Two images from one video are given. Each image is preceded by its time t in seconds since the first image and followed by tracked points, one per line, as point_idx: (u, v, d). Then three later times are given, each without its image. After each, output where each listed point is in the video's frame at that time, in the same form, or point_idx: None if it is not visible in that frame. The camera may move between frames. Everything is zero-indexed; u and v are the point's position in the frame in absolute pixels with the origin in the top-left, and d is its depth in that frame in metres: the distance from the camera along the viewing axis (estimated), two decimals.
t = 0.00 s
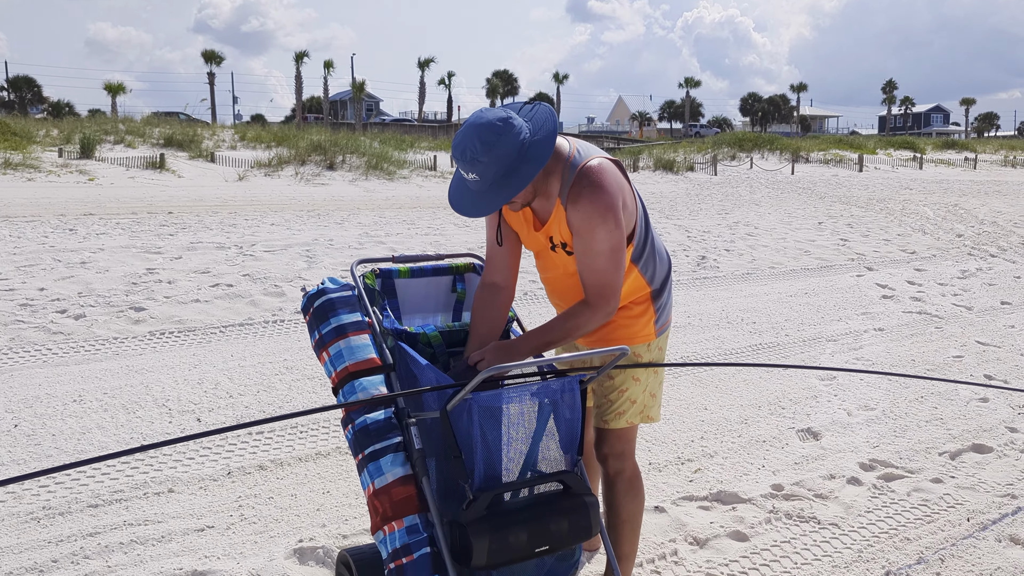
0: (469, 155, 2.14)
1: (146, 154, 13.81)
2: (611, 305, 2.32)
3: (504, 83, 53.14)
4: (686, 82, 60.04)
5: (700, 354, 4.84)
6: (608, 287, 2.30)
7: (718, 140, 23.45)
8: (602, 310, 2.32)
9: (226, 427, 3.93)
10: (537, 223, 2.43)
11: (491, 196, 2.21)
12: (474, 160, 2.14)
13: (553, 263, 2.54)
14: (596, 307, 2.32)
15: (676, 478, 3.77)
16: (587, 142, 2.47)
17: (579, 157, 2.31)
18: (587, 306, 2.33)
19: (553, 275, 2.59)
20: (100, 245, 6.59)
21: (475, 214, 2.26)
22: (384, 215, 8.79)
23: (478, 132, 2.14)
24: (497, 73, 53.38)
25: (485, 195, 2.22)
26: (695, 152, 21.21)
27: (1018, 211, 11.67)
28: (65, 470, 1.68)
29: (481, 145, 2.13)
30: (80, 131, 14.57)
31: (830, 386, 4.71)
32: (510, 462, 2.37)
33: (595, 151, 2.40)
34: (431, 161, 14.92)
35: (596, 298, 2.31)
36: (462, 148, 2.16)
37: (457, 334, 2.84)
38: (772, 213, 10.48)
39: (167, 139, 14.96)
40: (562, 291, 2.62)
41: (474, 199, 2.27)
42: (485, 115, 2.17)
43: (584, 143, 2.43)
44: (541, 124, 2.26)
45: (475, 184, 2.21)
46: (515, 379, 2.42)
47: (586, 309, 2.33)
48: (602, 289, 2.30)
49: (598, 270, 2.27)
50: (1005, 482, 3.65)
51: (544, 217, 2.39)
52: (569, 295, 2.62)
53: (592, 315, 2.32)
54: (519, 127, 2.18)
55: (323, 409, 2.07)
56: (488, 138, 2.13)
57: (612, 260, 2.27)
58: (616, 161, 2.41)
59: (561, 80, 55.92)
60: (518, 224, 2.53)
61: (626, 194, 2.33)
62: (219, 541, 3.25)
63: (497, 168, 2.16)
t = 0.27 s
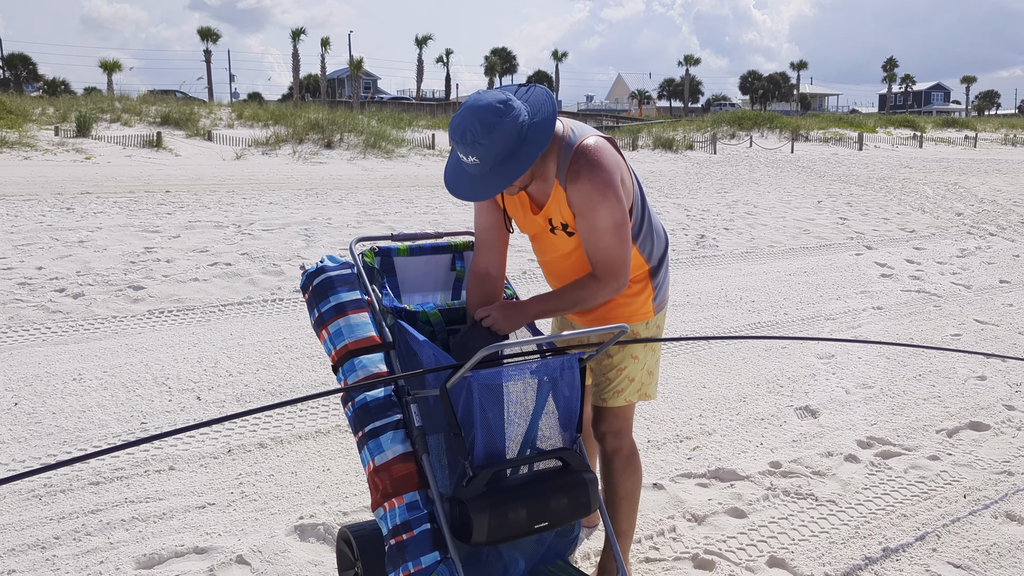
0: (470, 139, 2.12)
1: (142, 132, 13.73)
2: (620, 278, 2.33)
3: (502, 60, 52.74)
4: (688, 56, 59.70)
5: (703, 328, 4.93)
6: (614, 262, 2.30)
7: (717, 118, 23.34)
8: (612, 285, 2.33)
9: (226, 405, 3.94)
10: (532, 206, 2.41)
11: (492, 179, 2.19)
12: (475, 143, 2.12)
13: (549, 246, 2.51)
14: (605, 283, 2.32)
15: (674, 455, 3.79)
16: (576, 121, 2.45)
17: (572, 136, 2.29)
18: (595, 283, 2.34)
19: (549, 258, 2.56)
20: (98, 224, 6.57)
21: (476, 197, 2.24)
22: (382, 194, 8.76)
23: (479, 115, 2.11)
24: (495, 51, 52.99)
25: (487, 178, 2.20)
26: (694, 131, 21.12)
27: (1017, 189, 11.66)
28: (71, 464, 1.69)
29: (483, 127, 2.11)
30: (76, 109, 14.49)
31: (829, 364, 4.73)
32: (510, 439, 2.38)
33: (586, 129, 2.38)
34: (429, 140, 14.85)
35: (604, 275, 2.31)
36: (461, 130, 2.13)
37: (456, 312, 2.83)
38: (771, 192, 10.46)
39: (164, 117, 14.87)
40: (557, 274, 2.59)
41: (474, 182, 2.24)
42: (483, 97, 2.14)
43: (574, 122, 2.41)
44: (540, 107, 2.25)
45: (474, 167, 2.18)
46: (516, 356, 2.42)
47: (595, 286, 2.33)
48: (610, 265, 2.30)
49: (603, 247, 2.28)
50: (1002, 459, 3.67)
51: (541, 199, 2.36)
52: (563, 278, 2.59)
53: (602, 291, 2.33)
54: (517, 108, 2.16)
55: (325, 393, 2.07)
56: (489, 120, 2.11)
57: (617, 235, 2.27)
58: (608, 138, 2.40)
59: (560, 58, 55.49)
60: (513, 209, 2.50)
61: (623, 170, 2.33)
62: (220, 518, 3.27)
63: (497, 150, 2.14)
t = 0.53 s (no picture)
0: (473, 124, 2.11)
1: (139, 112, 13.65)
2: (627, 257, 2.33)
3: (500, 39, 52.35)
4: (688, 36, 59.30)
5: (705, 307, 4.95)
6: (620, 243, 2.30)
7: (717, 98, 23.21)
8: (618, 263, 2.33)
9: (226, 383, 3.95)
10: (533, 188, 2.39)
11: (496, 162, 2.17)
12: (479, 125, 2.10)
13: (549, 228, 2.50)
14: (611, 262, 2.32)
15: (673, 434, 3.81)
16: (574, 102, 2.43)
17: (573, 118, 2.27)
18: (602, 263, 2.33)
19: (549, 240, 2.55)
20: (96, 203, 6.55)
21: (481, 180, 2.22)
22: (381, 173, 8.73)
23: (482, 99, 2.09)
24: (494, 30, 52.58)
25: (491, 161, 2.18)
26: (694, 110, 21.02)
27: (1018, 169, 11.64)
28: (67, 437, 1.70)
29: (488, 112, 2.09)
30: (73, 88, 14.39)
31: (828, 344, 4.75)
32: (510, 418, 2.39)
33: (585, 110, 2.36)
34: (427, 119, 14.78)
35: (610, 254, 2.31)
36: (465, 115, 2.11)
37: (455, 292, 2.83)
38: (770, 171, 10.44)
39: (161, 97, 14.78)
40: (556, 256, 2.58)
41: (477, 165, 2.23)
42: (486, 80, 2.12)
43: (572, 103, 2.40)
44: (542, 89, 2.23)
45: (478, 151, 2.17)
46: (515, 335, 2.43)
47: (601, 265, 2.33)
48: (615, 244, 2.30)
49: (608, 226, 2.27)
50: (999, 437, 3.69)
51: (542, 182, 2.35)
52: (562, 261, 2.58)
53: (608, 269, 2.33)
54: (520, 90, 2.14)
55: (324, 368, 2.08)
56: (493, 103, 2.09)
57: (622, 216, 2.26)
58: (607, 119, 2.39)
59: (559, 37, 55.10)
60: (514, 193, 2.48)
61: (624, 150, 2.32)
62: (222, 495, 3.29)
63: (502, 132, 2.12)
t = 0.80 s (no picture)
0: (486, 74, 2.11)
1: (137, 92, 13.57)
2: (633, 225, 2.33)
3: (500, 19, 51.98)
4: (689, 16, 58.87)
5: (705, 289, 4.95)
6: (628, 210, 2.31)
7: (718, 78, 23.07)
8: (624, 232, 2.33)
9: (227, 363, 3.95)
10: (539, 152, 2.37)
11: (504, 116, 2.15)
12: (491, 77, 2.11)
13: (549, 197, 2.48)
14: (616, 230, 2.32)
15: (673, 414, 3.82)
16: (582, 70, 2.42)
17: (583, 82, 2.26)
18: (607, 231, 2.33)
19: (548, 211, 2.53)
20: (95, 184, 6.53)
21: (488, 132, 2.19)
22: (380, 154, 8.70)
23: (495, 50, 2.10)
24: (494, 9, 52.19)
25: (499, 114, 2.16)
26: (694, 90, 20.90)
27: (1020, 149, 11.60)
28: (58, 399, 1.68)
29: (500, 62, 2.10)
30: (70, 68, 14.31)
31: (828, 324, 4.75)
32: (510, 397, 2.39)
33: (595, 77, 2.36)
34: (427, 99, 14.70)
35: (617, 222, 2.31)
36: (478, 65, 2.12)
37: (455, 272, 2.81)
38: (771, 152, 10.40)
39: (159, 77, 14.70)
40: (554, 228, 2.56)
41: (486, 121, 2.21)
42: (500, 33, 2.13)
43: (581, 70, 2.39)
44: (557, 49, 2.22)
45: (488, 104, 2.16)
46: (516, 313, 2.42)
47: (607, 234, 2.33)
48: (621, 212, 2.31)
49: (615, 194, 2.27)
50: (998, 417, 3.70)
51: (548, 144, 2.33)
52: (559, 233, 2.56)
53: (614, 237, 2.33)
54: (534, 45, 2.15)
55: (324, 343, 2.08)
56: (506, 55, 2.10)
57: (630, 182, 2.27)
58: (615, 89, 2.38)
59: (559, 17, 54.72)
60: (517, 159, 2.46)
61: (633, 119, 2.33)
62: (223, 475, 3.30)
63: (513, 86, 2.11)
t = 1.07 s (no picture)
0: (508, 16, 2.13)
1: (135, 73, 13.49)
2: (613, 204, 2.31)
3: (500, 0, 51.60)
4: None
5: (705, 271, 4.94)
6: (611, 186, 2.28)
7: (719, 59, 22.92)
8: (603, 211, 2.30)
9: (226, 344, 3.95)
10: (546, 105, 2.39)
11: (522, 61, 2.17)
12: (512, 19, 2.13)
13: (543, 161, 2.47)
14: (596, 208, 2.28)
15: (673, 395, 3.82)
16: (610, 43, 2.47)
17: (606, 47, 2.30)
18: (589, 206, 2.30)
19: (540, 176, 2.52)
20: (93, 165, 6.50)
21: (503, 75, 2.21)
22: (380, 136, 8.66)
23: None
24: None
25: (516, 58, 2.17)
26: (696, 71, 20.78)
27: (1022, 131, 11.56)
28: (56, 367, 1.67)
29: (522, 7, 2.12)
30: (67, 49, 14.22)
31: (828, 306, 4.75)
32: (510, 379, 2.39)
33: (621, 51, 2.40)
34: (426, 81, 14.61)
35: (599, 198, 2.28)
36: (499, 8, 2.14)
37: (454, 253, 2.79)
38: (772, 134, 10.36)
39: (157, 58, 14.60)
40: (545, 195, 2.55)
41: (502, 66, 2.23)
42: None
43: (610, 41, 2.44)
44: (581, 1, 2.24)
45: (507, 48, 2.18)
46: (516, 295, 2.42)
47: (590, 209, 2.30)
48: (606, 188, 2.28)
49: (603, 167, 2.26)
50: (998, 398, 3.71)
51: (556, 98, 2.36)
52: (550, 201, 2.55)
53: (592, 214, 2.28)
54: None
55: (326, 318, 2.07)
56: None
57: (621, 157, 2.26)
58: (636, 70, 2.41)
59: None
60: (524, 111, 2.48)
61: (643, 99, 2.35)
62: (223, 456, 3.31)
63: (533, 31, 2.14)
